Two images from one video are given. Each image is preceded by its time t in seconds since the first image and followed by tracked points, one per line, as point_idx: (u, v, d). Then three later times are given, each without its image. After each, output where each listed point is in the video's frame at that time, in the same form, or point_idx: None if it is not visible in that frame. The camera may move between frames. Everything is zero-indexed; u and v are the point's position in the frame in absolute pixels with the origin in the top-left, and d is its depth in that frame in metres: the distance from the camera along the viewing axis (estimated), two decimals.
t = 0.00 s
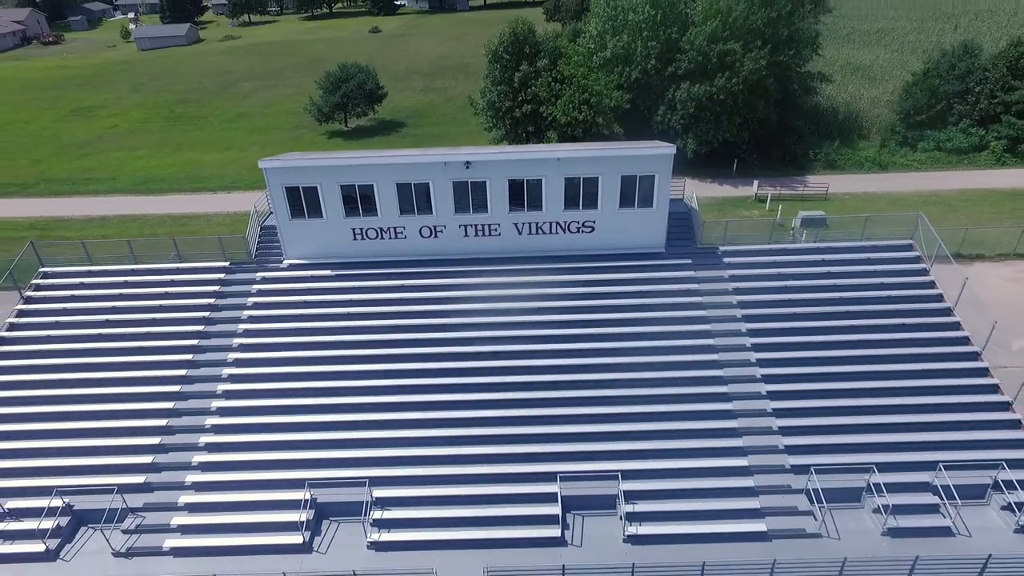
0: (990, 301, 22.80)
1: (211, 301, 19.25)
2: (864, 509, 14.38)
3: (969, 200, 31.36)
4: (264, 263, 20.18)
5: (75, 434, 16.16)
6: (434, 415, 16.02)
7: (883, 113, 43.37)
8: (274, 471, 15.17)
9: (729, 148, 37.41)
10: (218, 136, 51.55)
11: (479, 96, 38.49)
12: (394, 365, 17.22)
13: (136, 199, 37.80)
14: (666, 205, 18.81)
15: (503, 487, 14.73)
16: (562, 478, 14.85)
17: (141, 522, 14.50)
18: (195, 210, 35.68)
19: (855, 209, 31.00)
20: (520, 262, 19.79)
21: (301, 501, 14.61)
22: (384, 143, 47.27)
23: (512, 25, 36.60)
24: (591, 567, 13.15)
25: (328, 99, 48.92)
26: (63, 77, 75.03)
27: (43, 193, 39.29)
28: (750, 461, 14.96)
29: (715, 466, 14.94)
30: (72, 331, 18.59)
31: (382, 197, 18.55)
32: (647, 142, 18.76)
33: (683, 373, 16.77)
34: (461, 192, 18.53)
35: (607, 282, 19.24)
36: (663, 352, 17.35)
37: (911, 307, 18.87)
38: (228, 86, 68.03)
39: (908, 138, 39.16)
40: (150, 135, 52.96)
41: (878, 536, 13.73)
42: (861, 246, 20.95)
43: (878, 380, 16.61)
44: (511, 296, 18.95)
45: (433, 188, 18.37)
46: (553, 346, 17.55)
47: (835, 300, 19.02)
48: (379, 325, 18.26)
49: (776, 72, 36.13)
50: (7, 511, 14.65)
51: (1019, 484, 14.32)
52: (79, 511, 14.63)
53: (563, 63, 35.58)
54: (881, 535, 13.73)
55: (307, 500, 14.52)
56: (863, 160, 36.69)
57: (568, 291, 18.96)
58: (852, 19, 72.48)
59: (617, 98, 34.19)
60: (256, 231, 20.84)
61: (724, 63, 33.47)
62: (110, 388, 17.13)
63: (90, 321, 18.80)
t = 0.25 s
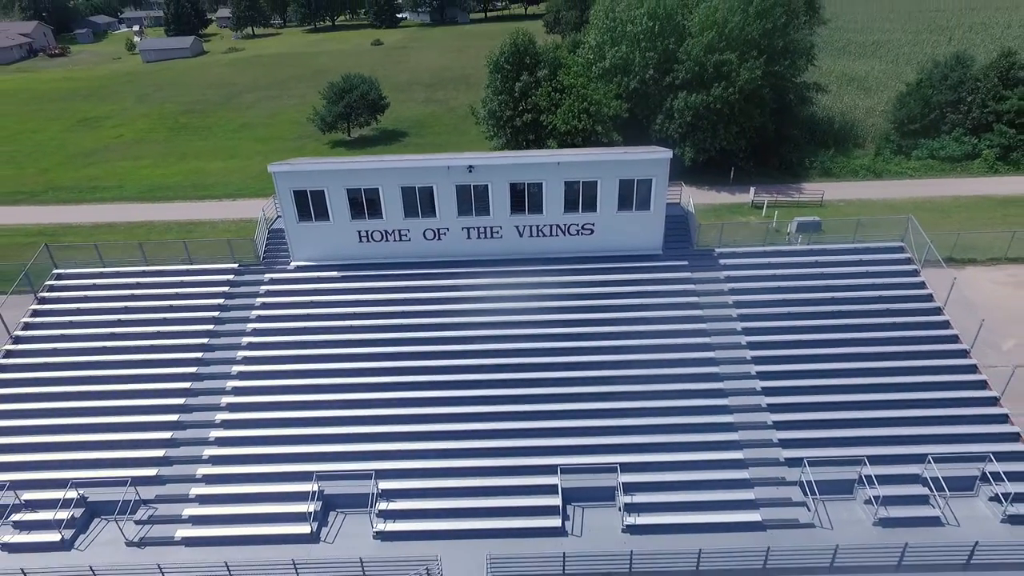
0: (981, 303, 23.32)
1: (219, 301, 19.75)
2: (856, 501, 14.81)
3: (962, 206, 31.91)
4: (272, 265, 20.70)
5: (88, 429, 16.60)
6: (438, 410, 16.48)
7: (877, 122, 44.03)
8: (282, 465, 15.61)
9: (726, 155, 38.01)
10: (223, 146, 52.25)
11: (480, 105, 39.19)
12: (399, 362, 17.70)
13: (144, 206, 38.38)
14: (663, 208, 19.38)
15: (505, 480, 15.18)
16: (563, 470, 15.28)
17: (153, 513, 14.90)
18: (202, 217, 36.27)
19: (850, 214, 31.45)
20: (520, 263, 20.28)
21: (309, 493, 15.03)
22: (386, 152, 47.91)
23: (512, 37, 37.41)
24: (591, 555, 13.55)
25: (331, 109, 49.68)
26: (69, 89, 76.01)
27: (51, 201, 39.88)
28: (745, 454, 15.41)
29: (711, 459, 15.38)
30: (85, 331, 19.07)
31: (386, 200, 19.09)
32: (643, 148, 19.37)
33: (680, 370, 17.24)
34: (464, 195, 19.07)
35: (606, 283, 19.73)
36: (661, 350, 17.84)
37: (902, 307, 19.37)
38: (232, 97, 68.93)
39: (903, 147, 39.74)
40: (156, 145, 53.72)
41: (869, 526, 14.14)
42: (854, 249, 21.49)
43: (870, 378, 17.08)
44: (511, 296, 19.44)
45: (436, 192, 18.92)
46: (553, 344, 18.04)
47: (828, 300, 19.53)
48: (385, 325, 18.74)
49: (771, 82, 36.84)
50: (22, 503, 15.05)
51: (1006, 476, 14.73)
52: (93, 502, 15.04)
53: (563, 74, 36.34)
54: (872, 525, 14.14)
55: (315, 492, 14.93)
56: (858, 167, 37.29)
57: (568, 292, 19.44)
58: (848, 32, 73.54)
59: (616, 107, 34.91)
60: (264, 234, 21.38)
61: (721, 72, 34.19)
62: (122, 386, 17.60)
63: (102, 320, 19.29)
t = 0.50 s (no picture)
0: (973, 306, 23.77)
1: (227, 302, 20.18)
2: (849, 494, 15.17)
3: (956, 212, 32.38)
4: (278, 266, 21.14)
5: (100, 425, 17.00)
6: (441, 406, 16.89)
7: (873, 130, 44.58)
8: (289, 459, 15.99)
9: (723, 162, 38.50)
10: (226, 153, 52.85)
11: (481, 113, 39.74)
12: (403, 360, 18.12)
13: (149, 212, 38.87)
14: (660, 210, 19.84)
15: (506, 474, 15.55)
16: (563, 465, 15.65)
17: (163, 506, 15.26)
18: (206, 223, 36.76)
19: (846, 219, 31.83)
20: (521, 265, 20.71)
21: (315, 486, 15.39)
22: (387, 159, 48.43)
23: (513, 46, 38.07)
24: (590, 546, 13.90)
25: (334, 117, 50.30)
26: (74, 98, 76.79)
27: (57, 207, 40.37)
28: (740, 449, 15.80)
29: (708, 454, 15.77)
30: (96, 330, 19.48)
31: (391, 203, 19.55)
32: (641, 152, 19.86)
33: (677, 367, 17.65)
34: (466, 198, 19.54)
35: (605, 284, 20.16)
36: (659, 348, 18.26)
37: (895, 308, 19.80)
38: (236, 106, 69.67)
39: (898, 154, 40.25)
40: (160, 153, 54.34)
41: (862, 518, 14.50)
42: (848, 252, 21.96)
43: (863, 376, 17.50)
44: (512, 296, 19.86)
45: (439, 195, 19.38)
46: (553, 343, 18.45)
47: (822, 301, 19.96)
48: (389, 324, 19.17)
49: (768, 90, 37.42)
50: (36, 496, 15.42)
51: (996, 470, 15.09)
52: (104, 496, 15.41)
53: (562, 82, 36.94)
54: (864, 517, 14.50)
55: (321, 486, 15.30)
56: (853, 174, 37.79)
57: (568, 292, 19.87)
58: (844, 42, 74.45)
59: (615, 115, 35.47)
60: (270, 236, 21.84)
61: (718, 80, 34.78)
62: (132, 383, 17.99)
63: (112, 319, 19.69)
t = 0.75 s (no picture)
0: (962, 308, 24.33)
1: (236, 303, 20.70)
2: (841, 487, 15.62)
3: (949, 218, 32.98)
4: (286, 269, 21.67)
5: (113, 422, 17.49)
6: (444, 403, 17.39)
7: (867, 139, 45.29)
8: (297, 453, 16.47)
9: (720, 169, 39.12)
10: (231, 163, 53.58)
11: (482, 122, 40.43)
12: (408, 359, 18.65)
13: (156, 219, 39.50)
14: (658, 214, 20.42)
15: (508, 467, 16.03)
16: (563, 458, 16.13)
17: (176, 498, 15.73)
18: (212, 229, 37.38)
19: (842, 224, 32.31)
20: (523, 267, 21.25)
21: (323, 479, 15.88)
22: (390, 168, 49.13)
23: (514, 57, 38.88)
24: (590, 535, 14.36)
25: (337, 127, 51.08)
26: (80, 109, 77.76)
27: (65, 215, 40.99)
28: (735, 444, 16.29)
29: (704, 448, 16.27)
30: (107, 329, 19.96)
31: (396, 207, 20.12)
32: (638, 158, 20.48)
33: (674, 366, 18.17)
34: (469, 202, 20.12)
35: (604, 285, 20.69)
36: (656, 347, 18.77)
37: (887, 308, 20.32)
38: (239, 117, 70.57)
39: (892, 162, 40.88)
40: (166, 162, 55.09)
41: (854, 509, 14.95)
42: (841, 255, 22.49)
43: (855, 373, 18.00)
44: (514, 296, 20.38)
45: (443, 199, 19.96)
46: (554, 342, 18.98)
47: (816, 302, 20.48)
48: (394, 324, 19.69)
49: (763, 100, 38.18)
50: (52, 489, 15.88)
51: (983, 462, 15.57)
52: (118, 489, 15.87)
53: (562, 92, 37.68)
54: (856, 508, 14.95)
55: (328, 478, 15.77)
56: (848, 182, 38.42)
57: (568, 293, 20.41)
58: (839, 54, 75.43)
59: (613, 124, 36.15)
60: (278, 240, 22.38)
61: (714, 90, 35.52)
62: (144, 380, 18.47)
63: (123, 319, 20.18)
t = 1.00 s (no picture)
0: (954, 311, 24.78)
1: (243, 305, 21.14)
2: (834, 481, 16.02)
3: (943, 224, 33.47)
4: (292, 271, 22.09)
5: (124, 419, 17.92)
6: (447, 401, 17.83)
7: (863, 147, 45.90)
8: (304, 450, 16.89)
9: (718, 176, 39.66)
10: (234, 171, 54.21)
11: (483, 130, 41.03)
12: (411, 358, 19.09)
13: (161, 226, 40.05)
14: (655, 217, 20.89)
15: (510, 462, 16.44)
16: (563, 454, 16.55)
17: (185, 492, 16.15)
18: (216, 235, 37.92)
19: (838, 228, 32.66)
20: (524, 269, 21.69)
21: (328, 474, 16.29)
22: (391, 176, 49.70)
23: (514, 67, 39.62)
24: (589, 527, 14.75)
25: (340, 135, 51.75)
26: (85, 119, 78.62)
27: (72, 221, 41.56)
28: (731, 441, 16.69)
29: (700, 444, 16.70)
30: (117, 330, 20.44)
31: (399, 211, 20.59)
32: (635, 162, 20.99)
33: (671, 365, 18.61)
34: (471, 206, 20.59)
35: (604, 286, 21.12)
36: (654, 347, 19.22)
37: (880, 309, 20.77)
38: (243, 126, 71.38)
39: (888, 169, 41.40)
40: (170, 170, 55.76)
41: (846, 502, 15.34)
42: (836, 258, 22.95)
43: (848, 372, 18.44)
44: (515, 297, 20.81)
45: (445, 203, 20.44)
46: (554, 342, 19.42)
47: (810, 303, 20.95)
48: (398, 325, 20.14)
49: (760, 108, 38.82)
50: (65, 483, 16.30)
51: (972, 457, 15.99)
52: (129, 483, 16.29)
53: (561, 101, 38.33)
54: (848, 501, 15.35)
55: (334, 473, 16.18)
56: (844, 189, 38.96)
57: (568, 294, 20.84)
58: (836, 63, 76.23)
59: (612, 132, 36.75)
60: (285, 243, 22.83)
61: (711, 98, 36.15)
62: (153, 379, 18.92)
63: (133, 320, 20.68)
